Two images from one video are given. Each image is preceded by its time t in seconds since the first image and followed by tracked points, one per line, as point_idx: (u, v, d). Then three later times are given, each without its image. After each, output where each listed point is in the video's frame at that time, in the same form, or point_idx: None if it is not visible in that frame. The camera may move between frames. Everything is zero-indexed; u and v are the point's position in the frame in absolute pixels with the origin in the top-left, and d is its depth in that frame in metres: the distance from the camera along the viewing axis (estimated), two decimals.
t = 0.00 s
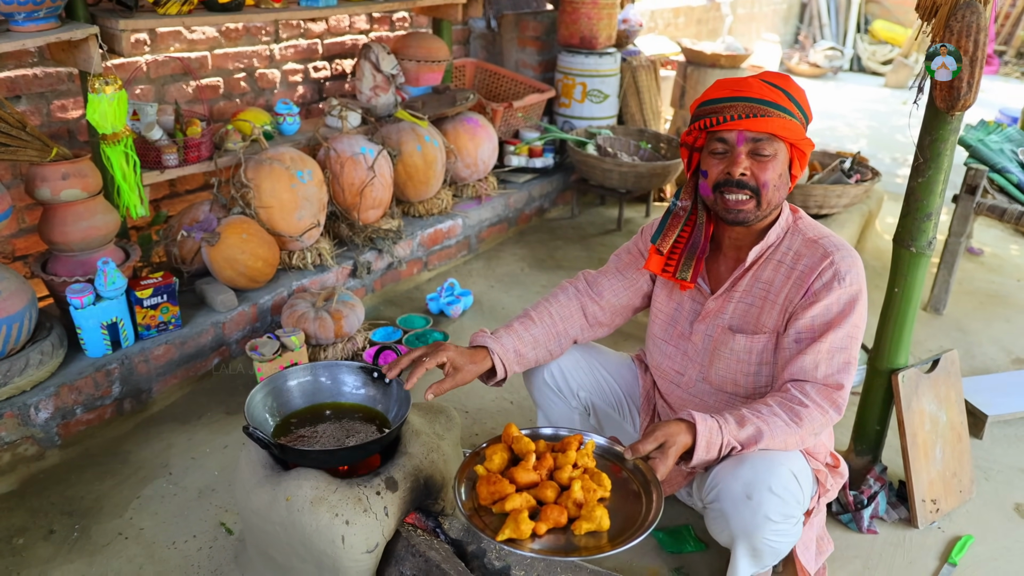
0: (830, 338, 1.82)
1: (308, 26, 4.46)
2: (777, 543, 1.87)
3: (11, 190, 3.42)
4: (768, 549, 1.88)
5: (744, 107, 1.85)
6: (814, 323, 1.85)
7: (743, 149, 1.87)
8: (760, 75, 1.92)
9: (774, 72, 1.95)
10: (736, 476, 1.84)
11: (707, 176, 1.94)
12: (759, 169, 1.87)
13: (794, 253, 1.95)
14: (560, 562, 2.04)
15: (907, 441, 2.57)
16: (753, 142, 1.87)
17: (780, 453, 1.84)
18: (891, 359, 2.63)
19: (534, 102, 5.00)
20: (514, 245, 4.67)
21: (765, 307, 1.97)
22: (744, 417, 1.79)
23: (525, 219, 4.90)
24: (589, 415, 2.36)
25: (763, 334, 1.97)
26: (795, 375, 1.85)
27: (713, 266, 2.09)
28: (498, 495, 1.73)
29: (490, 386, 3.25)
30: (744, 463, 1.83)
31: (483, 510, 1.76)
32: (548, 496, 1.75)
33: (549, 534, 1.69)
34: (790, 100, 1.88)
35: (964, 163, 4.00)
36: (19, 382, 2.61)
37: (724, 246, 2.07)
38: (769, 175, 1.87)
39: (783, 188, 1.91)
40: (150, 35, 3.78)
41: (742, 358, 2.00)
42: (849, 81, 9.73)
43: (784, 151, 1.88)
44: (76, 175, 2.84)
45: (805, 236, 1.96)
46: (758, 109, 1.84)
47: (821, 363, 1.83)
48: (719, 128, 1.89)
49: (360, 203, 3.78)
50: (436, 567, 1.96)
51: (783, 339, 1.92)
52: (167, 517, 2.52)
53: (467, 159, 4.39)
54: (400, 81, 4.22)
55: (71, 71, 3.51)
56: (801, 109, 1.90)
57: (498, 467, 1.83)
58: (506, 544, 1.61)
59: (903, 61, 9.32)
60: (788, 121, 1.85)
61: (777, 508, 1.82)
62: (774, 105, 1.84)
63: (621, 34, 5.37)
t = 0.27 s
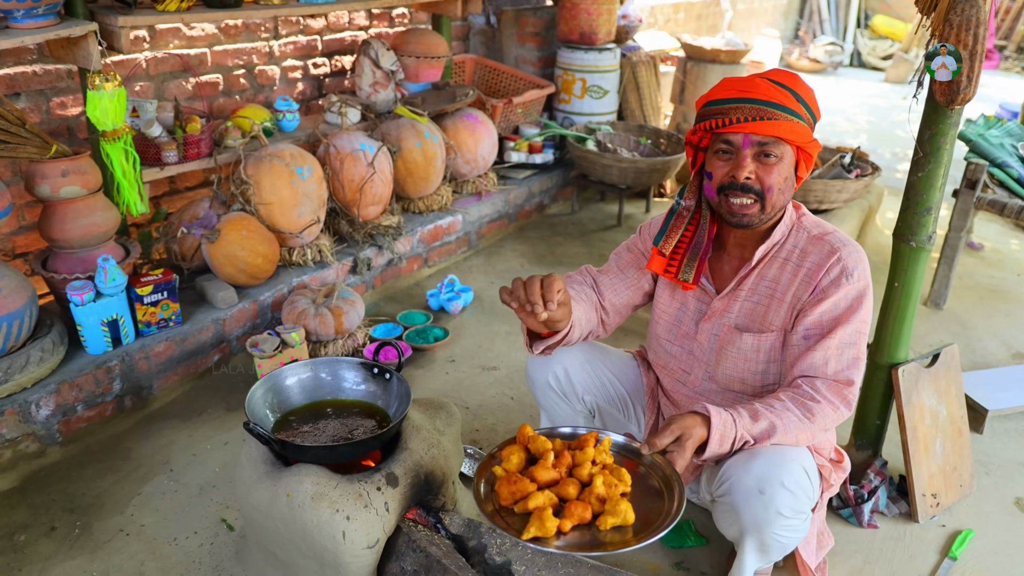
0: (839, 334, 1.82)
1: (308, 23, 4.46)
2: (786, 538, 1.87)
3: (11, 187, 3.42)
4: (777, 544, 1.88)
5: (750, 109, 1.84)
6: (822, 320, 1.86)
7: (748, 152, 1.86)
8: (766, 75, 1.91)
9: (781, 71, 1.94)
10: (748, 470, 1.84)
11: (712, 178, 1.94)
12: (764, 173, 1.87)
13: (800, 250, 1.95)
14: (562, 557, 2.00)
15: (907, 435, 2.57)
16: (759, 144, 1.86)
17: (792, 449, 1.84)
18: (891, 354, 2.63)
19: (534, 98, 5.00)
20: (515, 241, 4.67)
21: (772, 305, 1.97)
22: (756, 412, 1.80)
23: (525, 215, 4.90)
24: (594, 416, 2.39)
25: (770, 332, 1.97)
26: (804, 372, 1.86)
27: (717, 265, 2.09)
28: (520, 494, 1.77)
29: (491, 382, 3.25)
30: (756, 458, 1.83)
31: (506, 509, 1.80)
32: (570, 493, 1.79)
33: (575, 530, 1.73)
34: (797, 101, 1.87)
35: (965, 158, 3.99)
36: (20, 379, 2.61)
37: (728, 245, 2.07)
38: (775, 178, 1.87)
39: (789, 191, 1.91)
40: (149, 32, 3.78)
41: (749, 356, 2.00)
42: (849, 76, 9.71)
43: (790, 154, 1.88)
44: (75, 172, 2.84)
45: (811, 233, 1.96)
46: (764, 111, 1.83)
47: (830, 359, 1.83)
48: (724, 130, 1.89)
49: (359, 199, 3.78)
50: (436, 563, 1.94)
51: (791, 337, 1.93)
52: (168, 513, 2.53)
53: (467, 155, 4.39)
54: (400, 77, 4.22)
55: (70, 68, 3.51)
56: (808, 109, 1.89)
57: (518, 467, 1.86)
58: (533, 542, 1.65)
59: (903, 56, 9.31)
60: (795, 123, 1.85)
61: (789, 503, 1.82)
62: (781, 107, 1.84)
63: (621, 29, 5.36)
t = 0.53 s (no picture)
0: (846, 331, 1.84)
1: (308, 19, 4.45)
2: (794, 537, 1.87)
3: (11, 183, 3.42)
4: (785, 542, 1.88)
5: (747, 108, 1.84)
6: (829, 317, 1.87)
7: (747, 152, 1.86)
8: (764, 74, 1.91)
9: (779, 69, 1.94)
10: (760, 467, 1.84)
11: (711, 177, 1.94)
12: (763, 173, 1.87)
13: (805, 247, 1.95)
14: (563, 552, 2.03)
15: (907, 431, 2.57)
16: (757, 143, 1.86)
17: (803, 447, 1.85)
18: (892, 350, 2.63)
19: (534, 94, 4.99)
20: (515, 237, 4.66)
21: (779, 304, 1.96)
22: (769, 409, 1.83)
23: (525, 211, 4.89)
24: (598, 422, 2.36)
25: (777, 331, 1.97)
26: (813, 369, 1.87)
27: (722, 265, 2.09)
28: (540, 501, 1.70)
29: (491, 378, 3.25)
30: (767, 454, 1.84)
31: (525, 516, 1.72)
32: (591, 499, 1.72)
33: (599, 536, 1.66)
34: (796, 100, 1.87)
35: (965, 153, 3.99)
36: (21, 376, 2.62)
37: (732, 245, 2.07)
38: (774, 177, 1.87)
39: (788, 190, 1.91)
40: (149, 28, 3.78)
41: (755, 356, 2.00)
42: (850, 72, 9.70)
43: (790, 152, 1.88)
44: (76, 168, 2.84)
45: (815, 230, 1.96)
46: (763, 110, 1.83)
47: (839, 356, 1.85)
48: (722, 130, 1.88)
49: (360, 196, 3.78)
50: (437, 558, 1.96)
51: (798, 336, 1.93)
52: (169, 509, 2.53)
53: (467, 151, 4.39)
54: (400, 73, 4.22)
55: (70, 65, 3.51)
56: (806, 107, 1.89)
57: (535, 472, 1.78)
58: (558, 552, 1.59)
59: (904, 52, 9.29)
60: (794, 122, 1.85)
61: (799, 501, 1.82)
62: (779, 105, 1.84)
63: (621, 25, 5.35)
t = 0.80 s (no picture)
0: (853, 326, 1.85)
1: (306, 13, 4.45)
2: (799, 531, 1.88)
3: (10, 178, 3.42)
4: (788, 536, 1.89)
5: (758, 99, 1.83)
6: (835, 312, 1.88)
7: (759, 143, 1.85)
8: (774, 67, 1.91)
9: (789, 63, 1.94)
10: (767, 462, 1.84)
11: (720, 170, 1.93)
12: (774, 165, 1.86)
13: (811, 244, 1.95)
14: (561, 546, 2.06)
15: (907, 424, 2.57)
16: (768, 135, 1.85)
17: (810, 443, 1.86)
18: (891, 344, 2.63)
19: (534, 88, 4.99)
20: (514, 232, 4.66)
21: (785, 300, 1.96)
22: (777, 405, 1.82)
23: (525, 206, 4.89)
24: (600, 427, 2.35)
25: (783, 328, 1.96)
26: (819, 365, 1.87)
27: (726, 263, 2.08)
28: (560, 499, 1.64)
29: (490, 372, 3.26)
30: (774, 449, 1.84)
31: (543, 515, 1.65)
32: (611, 496, 1.66)
33: (620, 535, 1.61)
34: (807, 93, 1.86)
35: (964, 147, 3.98)
36: (20, 370, 2.62)
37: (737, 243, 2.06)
38: (785, 170, 1.86)
39: (797, 184, 1.90)
40: (147, 23, 3.77)
41: (761, 352, 1.99)
42: (849, 66, 9.69)
43: (800, 145, 1.87)
44: (74, 163, 2.84)
45: (820, 226, 1.95)
46: (774, 102, 1.82)
47: (845, 351, 1.86)
48: (733, 121, 1.88)
49: (359, 190, 3.78)
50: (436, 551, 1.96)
51: (804, 331, 1.94)
52: (168, 503, 2.53)
53: (466, 145, 4.38)
54: (399, 67, 4.22)
55: (68, 59, 3.51)
56: (817, 101, 1.89)
57: (551, 470, 1.72)
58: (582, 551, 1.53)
59: (903, 46, 9.28)
60: (805, 114, 1.84)
61: (805, 496, 1.82)
62: (791, 97, 1.83)
63: (621, 20, 5.35)
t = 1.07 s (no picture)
0: (855, 317, 1.84)
1: (306, 6, 4.44)
2: (803, 523, 1.88)
3: (10, 172, 3.41)
4: (793, 528, 1.88)
5: (745, 100, 1.82)
6: (836, 303, 1.87)
7: (749, 145, 1.84)
8: (765, 63, 1.88)
9: (781, 57, 1.91)
10: (774, 455, 1.82)
11: (713, 174, 1.93)
12: (765, 167, 1.85)
13: (810, 235, 1.94)
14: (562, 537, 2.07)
15: (907, 416, 2.57)
16: (758, 137, 1.84)
17: (815, 435, 1.85)
18: (892, 336, 2.63)
19: (534, 82, 4.97)
20: (515, 225, 4.66)
21: (785, 291, 1.96)
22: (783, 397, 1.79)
23: (525, 199, 4.89)
24: (601, 418, 2.31)
25: (783, 320, 1.96)
26: (821, 356, 1.87)
27: (726, 255, 2.07)
28: (577, 501, 1.60)
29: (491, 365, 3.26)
30: (780, 442, 1.82)
31: (560, 519, 1.62)
32: (628, 496, 1.63)
33: (640, 534, 1.58)
34: (798, 90, 1.84)
35: (966, 139, 3.97)
36: (21, 364, 2.62)
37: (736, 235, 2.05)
38: (777, 171, 1.85)
39: (791, 181, 1.90)
40: (146, 16, 3.77)
41: (762, 345, 1.99)
42: (850, 59, 9.66)
43: (793, 143, 1.86)
44: (74, 157, 2.83)
45: (819, 217, 1.95)
46: (764, 103, 1.81)
47: (846, 342, 1.85)
48: (723, 124, 1.87)
49: (359, 183, 3.77)
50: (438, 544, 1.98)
51: (805, 323, 1.93)
52: (170, 497, 2.54)
53: (467, 138, 4.38)
54: (399, 60, 4.21)
55: (67, 53, 3.50)
56: (809, 96, 1.87)
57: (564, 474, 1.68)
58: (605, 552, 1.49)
59: (905, 38, 9.26)
60: (797, 112, 1.82)
61: (811, 488, 1.82)
62: (782, 96, 1.81)
63: (621, 12, 5.33)
